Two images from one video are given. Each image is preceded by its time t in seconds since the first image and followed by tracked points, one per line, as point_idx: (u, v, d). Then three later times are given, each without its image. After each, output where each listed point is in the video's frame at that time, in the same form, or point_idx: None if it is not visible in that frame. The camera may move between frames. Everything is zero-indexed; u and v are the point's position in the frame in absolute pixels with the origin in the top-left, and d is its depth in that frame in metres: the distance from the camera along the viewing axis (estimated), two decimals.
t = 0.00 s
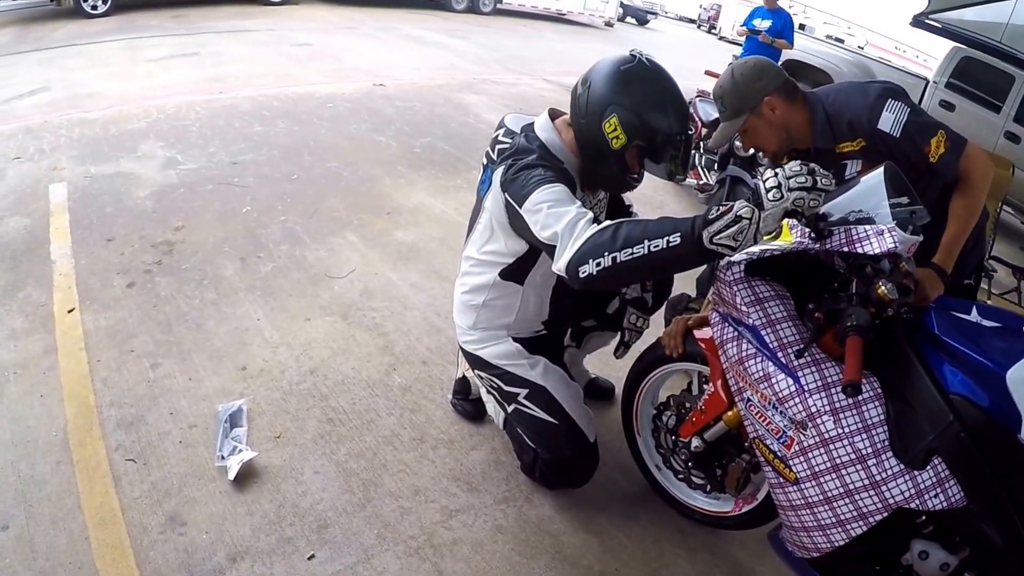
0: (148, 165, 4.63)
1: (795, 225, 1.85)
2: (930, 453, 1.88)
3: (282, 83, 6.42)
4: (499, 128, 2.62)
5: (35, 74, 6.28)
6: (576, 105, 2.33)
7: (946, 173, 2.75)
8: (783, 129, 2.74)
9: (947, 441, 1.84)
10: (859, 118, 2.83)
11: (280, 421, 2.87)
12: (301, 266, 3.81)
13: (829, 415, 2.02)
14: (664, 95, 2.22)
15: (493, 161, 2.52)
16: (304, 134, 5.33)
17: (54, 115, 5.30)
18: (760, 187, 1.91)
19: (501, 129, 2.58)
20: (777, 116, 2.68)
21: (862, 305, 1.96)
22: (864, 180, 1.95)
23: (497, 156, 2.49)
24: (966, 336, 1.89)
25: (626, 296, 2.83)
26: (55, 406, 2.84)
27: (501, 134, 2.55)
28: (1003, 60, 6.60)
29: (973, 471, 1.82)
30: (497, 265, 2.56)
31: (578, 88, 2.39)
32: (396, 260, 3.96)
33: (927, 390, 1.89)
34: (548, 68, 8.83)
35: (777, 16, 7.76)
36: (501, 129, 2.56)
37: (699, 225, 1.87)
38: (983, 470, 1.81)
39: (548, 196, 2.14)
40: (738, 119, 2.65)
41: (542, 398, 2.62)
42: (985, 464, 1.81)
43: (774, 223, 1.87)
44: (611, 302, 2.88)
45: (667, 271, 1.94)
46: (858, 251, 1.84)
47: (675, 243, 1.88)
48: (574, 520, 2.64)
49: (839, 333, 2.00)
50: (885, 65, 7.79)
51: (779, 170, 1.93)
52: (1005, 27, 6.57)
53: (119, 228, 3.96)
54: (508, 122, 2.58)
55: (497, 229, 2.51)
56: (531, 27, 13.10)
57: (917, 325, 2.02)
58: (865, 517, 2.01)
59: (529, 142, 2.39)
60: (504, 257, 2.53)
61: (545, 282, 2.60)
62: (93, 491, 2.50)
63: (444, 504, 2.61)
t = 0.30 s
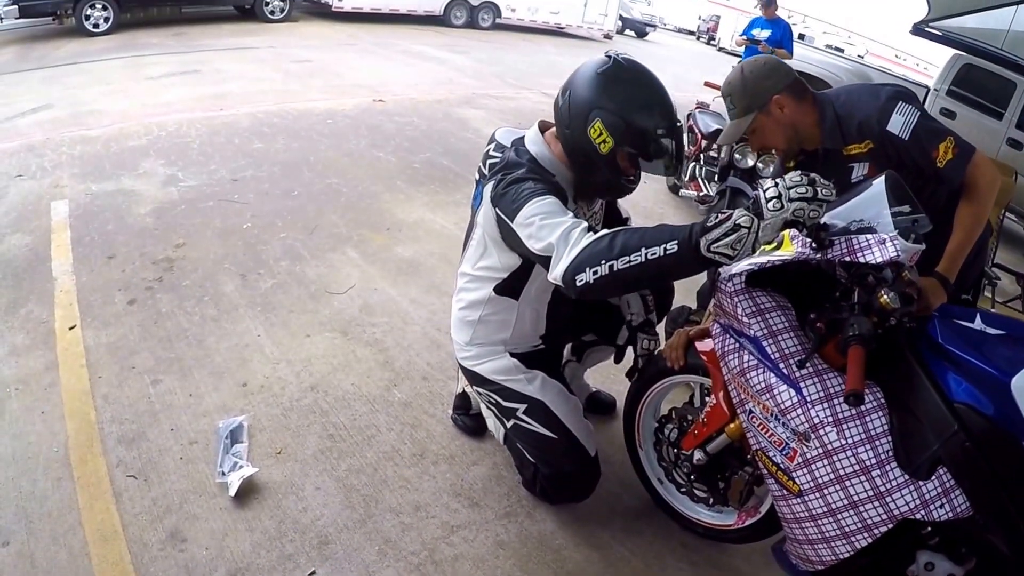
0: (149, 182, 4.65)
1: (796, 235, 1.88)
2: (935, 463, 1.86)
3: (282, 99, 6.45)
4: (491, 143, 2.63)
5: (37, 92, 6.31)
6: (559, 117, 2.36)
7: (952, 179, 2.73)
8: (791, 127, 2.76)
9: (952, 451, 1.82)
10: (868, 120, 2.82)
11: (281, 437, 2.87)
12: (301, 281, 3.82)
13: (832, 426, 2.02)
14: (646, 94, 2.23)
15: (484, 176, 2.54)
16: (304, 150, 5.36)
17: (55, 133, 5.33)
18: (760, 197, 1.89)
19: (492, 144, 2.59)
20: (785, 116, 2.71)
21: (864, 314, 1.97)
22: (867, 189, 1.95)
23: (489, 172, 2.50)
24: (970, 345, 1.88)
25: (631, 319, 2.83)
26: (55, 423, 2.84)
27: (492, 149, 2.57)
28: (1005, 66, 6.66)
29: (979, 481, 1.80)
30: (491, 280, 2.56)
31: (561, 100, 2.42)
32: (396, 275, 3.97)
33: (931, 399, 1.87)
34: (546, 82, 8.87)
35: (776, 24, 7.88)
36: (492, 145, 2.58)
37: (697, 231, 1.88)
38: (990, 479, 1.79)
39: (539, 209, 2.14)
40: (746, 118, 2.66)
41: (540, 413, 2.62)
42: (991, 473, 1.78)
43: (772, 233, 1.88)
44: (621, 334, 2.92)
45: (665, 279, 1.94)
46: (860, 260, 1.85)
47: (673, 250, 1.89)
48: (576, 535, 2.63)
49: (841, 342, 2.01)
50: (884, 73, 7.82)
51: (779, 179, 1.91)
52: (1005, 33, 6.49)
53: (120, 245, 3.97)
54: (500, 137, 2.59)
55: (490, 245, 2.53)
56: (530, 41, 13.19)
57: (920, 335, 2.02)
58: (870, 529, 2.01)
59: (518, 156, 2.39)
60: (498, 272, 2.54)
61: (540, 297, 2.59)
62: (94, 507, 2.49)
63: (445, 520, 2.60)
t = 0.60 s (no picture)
0: (145, 198, 4.65)
1: (792, 241, 1.89)
2: (939, 469, 1.88)
3: (277, 114, 6.48)
4: (487, 155, 2.62)
5: (33, 109, 6.33)
6: (529, 130, 2.39)
7: (953, 181, 2.66)
8: (794, 117, 2.82)
9: (954, 456, 1.84)
10: (873, 117, 2.77)
11: (277, 451, 2.86)
12: (297, 295, 3.82)
13: (832, 433, 2.03)
14: (605, 65, 2.26)
15: (479, 190, 2.53)
16: (299, 165, 5.37)
17: (52, 150, 5.34)
18: (755, 206, 1.91)
19: (487, 157, 2.58)
20: (789, 104, 2.78)
21: (862, 320, 1.97)
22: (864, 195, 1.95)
23: (484, 185, 2.49)
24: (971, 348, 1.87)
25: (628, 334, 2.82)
26: (53, 439, 2.84)
27: (487, 162, 2.55)
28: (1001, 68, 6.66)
29: (981, 485, 1.82)
30: (486, 294, 2.56)
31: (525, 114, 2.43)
32: (391, 288, 3.97)
33: (932, 404, 1.89)
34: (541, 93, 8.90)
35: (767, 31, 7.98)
36: (487, 158, 2.56)
37: (694, 246, 1.92)
38: (993, 483, 1.80)
39: (534, 225, 2.15)
40: (749, 102, 2.76)
41: (538, 425, 2.61)
42: (997, 478, 1.80)
43: (769, 241, 1.89)
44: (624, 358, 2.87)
45: (664, 295, 1.97)
46: (858, 265, 1.85)
47: (670, 265, 1.92)
48: (574, 546, 2.63)
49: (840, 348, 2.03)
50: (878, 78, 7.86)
51: (774, 188, 1.92)
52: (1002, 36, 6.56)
53: (117, 261, 3.98)
54: (495, 149, 2.57)
55: (485, 258, 2.53)
56: (525, 52, 13.25)
57: (919, 339, 2.02)
58: (872, 536, 2.01)
59: (514, 171, 2.39)
60: (493, 286, 2.54)
61: (537, 311, 2.59)
62: (91, 523, 2.48)
63: (443, 533, 2.60)
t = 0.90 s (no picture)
0: (138, 212, 4.64)
1: (787, 245, 1.91)
2: (939, 469, 1.88)
3: (270, 127, 6.48)
4: (482, 164, 2.63)
5: (25, 124, 6.32)
6: (518, 143, 2.40)
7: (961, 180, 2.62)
8: (816, 88, 2.76)
9: (955, 456, 1.84)
10: (895, 100, 2.72)
11: (274, 465, 2.85)
12: (292, 308, 3.81)
13: (832, 436, 2.03)
14: (585, 66, 2.27)
15: (474, 200, 2.53)
16: (293, 177, 5.37)
17: (45, 165, 5.32)
18: (750, 211, 1.93)
19: (483, 167, 2.59)
20: (814, 75, 2.71)
21: (859, 322, 1.98)
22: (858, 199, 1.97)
23: (479, 195, 2.50)
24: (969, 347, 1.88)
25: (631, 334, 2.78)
26: (48, 454, 2.82)
27: (483, 172, 2.56)
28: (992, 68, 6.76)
29: (983, 485, 1.83)
30: (483, 303, 2.56)
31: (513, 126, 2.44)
32: (386, 298, 3.96)
33: (931, 405, 1.90)
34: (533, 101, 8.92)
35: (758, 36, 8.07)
36: (482, 167, 2.58)
37: (690, 254, 1.92)
38: (994, 483, 1.81)
39: (530, 234, 2.15)
40: (775, 70, 2.67)
41: (536, 433, 2.60)
42: (998, 477, 1.81)
43: (765, 245, 1.91)
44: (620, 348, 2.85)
45: (662, 303, 1.98)
46: (853, 267, 1.85)
47: (667, 273, 1.93)
48: (574, 555, 2.62)
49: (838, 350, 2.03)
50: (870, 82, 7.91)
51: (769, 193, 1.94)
52: (993, 36, 6.57)
53: (111, 275, 3.96)
54: (490, 159, 2.59)
55: (481, 268, 2.53)
56: (517, 61, 13.30)
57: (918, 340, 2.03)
58: (874, 539, 2.01)
59: (509, 180, 2.39)
60: (490, 295, 2.54)
61: (534, 319, 2.59)
62: (87, 538, 2.46)
63: (441, 544, 2.58)
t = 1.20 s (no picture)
0: (131, 225, 4.62)
1: (782, 248, 1.90)
2: (939, 469, 1.88)
3: (263, 138, 6.47)
4: (481, 173, 2.65)
5: (17, 137, 6.30)
6: (513, 152, 2.40)
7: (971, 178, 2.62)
8: (853, 70, 2.75)
9: (953, 456, 1.84)
10: (927, 89, 2.75)
11: (271, 477, 2.82)
12: (287, 319, 3.79)
13: (831, 439, 2.03)
14: (575, 70, 2.28)
15: (473, 207, 2.53)
16: (286, 188, 5.36)
17: (37, 178, 5.30)
18: (744, 214, 1.99)
19: (482, 175, 2.60)
20: (853, 55, 2.70)
21: (856, 323, 1.98)
22: (852, 200, 1.98)
23: (478, 203, 2.49)
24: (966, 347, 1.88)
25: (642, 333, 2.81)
26: (42, 469, 2.79)
27: (482, 180, 2.57)
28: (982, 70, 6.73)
29: (983, 483, 1.83)
30: (481, 311, 2.55)
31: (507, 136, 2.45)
32: (381, 309, 3.95)
33: (929, 405, 1.90)
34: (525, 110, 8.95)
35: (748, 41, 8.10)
36: (482, 175, 2.59)
37: (686, 260, 1.92)
38: (994, 481, 1.81)
39: (529, 241, 2.15)
40: (817, 46, 2.64)
41: (536, 441, 2.59)
42: (998, 476, 1.81)
43: (762, 248, 1.95)
44: (631, 345, 2.86)
45: (658, 309, 1.98)
46: (849, 269, 1.85)
47: (663, 279, 1.93)
48: (574, 563, 2.60)
49: (835, 352, 2.03)
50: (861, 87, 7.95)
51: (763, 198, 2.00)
52: (983, 37, 6.56)
53: (104, 288, 3.94)
54: (489, 167, 2.60)
55: (479, 275, 2.52)
56: (509, 70, 13.35)
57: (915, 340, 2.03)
58: (875, 540, 2.00)
59: (508, 188, 2.38)
60: (488, 302, 2.52)
61: (533, 328, 2.58)
62: (83, 554, 2.44)
63: (440, 555, 2.56)
